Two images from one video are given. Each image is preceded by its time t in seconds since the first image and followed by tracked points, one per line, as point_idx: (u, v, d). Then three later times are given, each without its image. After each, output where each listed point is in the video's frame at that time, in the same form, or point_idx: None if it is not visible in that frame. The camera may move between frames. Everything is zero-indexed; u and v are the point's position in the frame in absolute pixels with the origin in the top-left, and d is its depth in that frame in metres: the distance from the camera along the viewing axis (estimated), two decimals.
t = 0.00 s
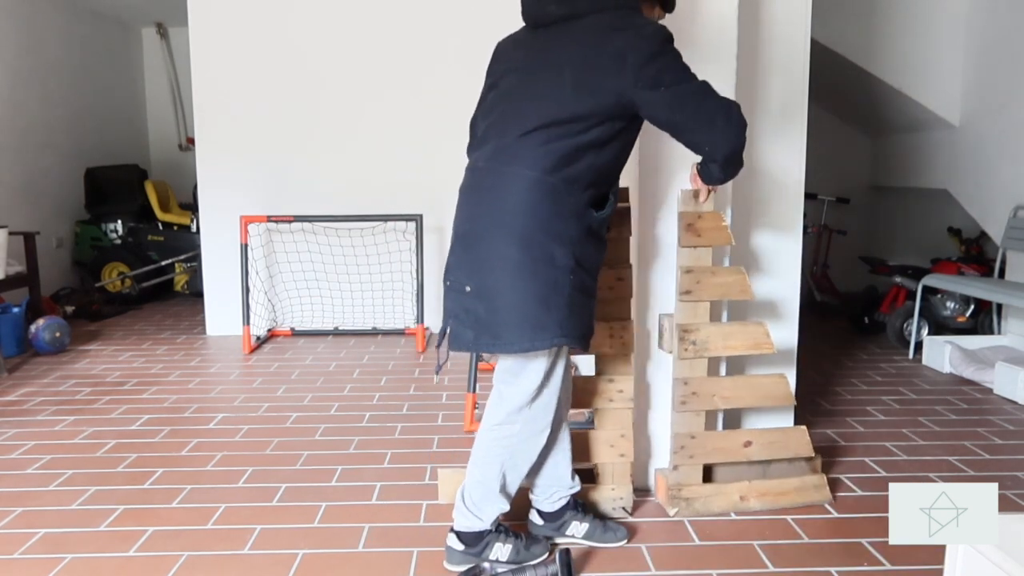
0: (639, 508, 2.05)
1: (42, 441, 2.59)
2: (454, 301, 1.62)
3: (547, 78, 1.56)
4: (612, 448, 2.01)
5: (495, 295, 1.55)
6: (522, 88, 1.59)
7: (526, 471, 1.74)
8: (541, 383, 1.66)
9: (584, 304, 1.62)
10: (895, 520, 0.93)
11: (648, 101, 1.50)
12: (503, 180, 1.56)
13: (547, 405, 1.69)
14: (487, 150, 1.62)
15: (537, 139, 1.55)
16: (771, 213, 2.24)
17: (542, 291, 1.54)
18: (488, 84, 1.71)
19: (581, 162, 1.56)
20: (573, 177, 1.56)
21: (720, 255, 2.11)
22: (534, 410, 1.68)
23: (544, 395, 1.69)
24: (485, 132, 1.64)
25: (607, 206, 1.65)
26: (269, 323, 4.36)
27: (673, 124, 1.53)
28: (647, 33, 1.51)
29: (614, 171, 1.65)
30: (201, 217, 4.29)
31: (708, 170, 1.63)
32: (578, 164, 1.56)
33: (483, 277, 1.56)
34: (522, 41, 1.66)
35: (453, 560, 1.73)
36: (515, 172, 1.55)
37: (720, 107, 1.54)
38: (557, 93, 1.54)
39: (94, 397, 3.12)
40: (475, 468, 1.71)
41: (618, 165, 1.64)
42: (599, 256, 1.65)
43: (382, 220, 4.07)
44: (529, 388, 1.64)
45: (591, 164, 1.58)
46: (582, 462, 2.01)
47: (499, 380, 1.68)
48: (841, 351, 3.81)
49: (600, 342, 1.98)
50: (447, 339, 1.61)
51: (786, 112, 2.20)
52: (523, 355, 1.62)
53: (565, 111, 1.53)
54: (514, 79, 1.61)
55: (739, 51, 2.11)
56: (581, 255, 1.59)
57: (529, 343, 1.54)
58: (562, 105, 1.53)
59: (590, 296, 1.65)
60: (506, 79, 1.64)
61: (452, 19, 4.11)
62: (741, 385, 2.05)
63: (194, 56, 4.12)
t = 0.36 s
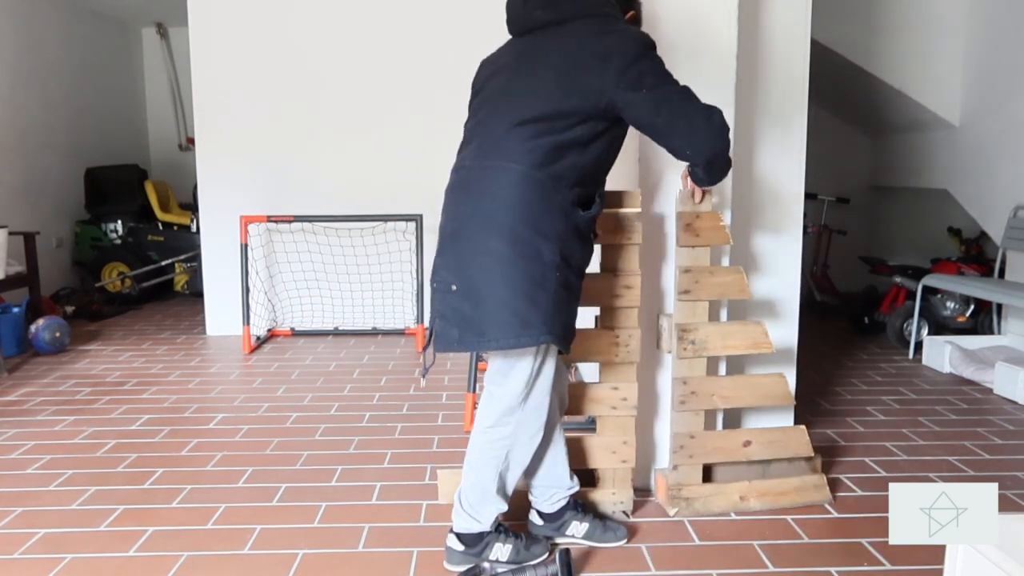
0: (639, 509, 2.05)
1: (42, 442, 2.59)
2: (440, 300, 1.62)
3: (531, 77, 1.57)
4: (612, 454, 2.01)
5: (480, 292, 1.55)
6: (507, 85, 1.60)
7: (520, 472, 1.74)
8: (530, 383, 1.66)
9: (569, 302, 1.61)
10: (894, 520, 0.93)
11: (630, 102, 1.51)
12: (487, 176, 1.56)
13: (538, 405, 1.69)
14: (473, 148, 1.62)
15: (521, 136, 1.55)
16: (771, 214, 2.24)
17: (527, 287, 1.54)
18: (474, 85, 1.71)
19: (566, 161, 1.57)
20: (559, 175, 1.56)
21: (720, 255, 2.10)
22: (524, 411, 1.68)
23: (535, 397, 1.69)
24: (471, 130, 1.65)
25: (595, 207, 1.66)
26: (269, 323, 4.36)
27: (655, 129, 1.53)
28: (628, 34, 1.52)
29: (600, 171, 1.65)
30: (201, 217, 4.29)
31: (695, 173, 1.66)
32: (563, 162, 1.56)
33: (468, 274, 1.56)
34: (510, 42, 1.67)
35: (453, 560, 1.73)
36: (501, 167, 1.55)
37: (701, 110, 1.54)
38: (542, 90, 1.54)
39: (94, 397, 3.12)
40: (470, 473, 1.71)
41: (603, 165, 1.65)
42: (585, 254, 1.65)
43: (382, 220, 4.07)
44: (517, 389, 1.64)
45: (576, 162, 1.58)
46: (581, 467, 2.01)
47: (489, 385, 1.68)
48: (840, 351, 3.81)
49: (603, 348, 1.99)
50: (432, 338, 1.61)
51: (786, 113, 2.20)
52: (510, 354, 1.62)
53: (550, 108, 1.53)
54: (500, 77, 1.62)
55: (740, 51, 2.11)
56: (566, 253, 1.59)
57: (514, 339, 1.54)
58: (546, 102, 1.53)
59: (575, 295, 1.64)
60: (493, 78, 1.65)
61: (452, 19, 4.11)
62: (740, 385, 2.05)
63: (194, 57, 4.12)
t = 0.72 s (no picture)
0: (639, 508, 2.05)
1: (42, 442, 2.59)
2: (446, 303, 1.59)
3: (521, 77, 1.59)
4: (610, 446, 2.01)
5: (489, 293, 1.54)
6: (498, 87, 1.61)
7: (519, 471, 1.74)
8: (528, 385, 1.66)
9: (575, 297, 1.62)
10: (895, 520, 0.93)
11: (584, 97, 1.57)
12: (488, 177, 1.56)
13: (536, 407, 1.69)
14: (467, 151, 1.62)
15: (520, 135, 1.55)
16: (770, 214, 2.24)
17: (538, 286, 1.54)
18: (457, 92, 1.72)
19: (564, 158, 1.58)
20: (559, 173, 1.58)
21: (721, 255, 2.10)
22: (522, 413, 1.68)
23: (533, 399, 1.69)
24: (463, 134, 1.64)
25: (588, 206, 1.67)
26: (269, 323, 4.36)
27: (593, 120, 1.59)
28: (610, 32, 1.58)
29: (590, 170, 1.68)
30: (201, 218, 4.29)
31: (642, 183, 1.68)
32: (562, 159, 1.58)
33: (475, 275, 1.55)
34: (490, 45, 1.71)
35: (453, 560, 1.73)
36: (502, 167, 1.55)
37: (632, 113, 1.56)
38: (535, 88, 1.56)
39: (94, 397, 3.12)
40: (468, 472, 1.71)
41: (592, 164, 1.67)
42: (586, 252, 1.67)
43: (382, 220, 4.07)
44: (514, 391, 1.64)
45: (573, 159, 1.60)
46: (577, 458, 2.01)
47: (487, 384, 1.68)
48: (841, 351, 3.81)
49: (597, 339, 1.99)
50: (441, 345, 1.58)
51: (784, 113, 2.20)
52: (508, 355, 1.62)
53: (545, 106, 1.55)
54: (489, 80, 1.63)
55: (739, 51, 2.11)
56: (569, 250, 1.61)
57: (528, 338, 1.54)
58: (541, 101, 1.55)
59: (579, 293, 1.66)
60: (479, 82, 1.65)
61: (452, 19, 4.11)
62: (739, 386, 2.05)
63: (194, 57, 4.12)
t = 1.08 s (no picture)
0: (639, 508, 2.05)
1: (42, 441, 2.59)
2: (451, 305, 1.59)
3: (524, 76, 1.59)
4: (611, 451, 2.01)
5: (495, 294, 1.54)
6: (501, 86, 1.61)
7: (520, 472, 1.74)
8: (528, 388, 1.66)
9: (577, 298, 1.62)
10: (894, 520, 0.93)
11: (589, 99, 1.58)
12: (494, 177, 1.56)
13: (536, 409, 1.69)
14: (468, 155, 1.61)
15: (525, 134, 1.55)
16: (770, 214, 2.24)
17: (545, 286, 1.54)
18: (457, 92, 1.71)
19: (567, 158, 1.59)
20: (564, 171, 1.58)
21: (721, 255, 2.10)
22: (523, 416, 1.68)
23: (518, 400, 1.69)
24: (465, 134, 1.64)
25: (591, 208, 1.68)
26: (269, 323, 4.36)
27: (596, 120, 1.60)
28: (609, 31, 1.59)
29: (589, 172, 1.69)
30: (201, 218, 4.29)
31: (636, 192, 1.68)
32: (566, 159, 1.58)
33: (482, 277, 1.55)
34: (490, 44, 1.71)
35: (454, 560, 1.73)
36: (507, 166, 1.55)
37: (635, 117, 1.56)
38: (540, 88, 1.57)
39: (93, 397, 3.12)
40: (468, 471, 1.71)
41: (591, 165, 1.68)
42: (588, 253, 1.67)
43: (382, 220, 4.07)
44: (515, 394, 1.65)
45: (575, 159, 1.61)
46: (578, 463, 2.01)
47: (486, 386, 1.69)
48: (841, 351, 3.81)
49: (602, 345, 1.99)
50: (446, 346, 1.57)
51: (785, 114, 2.20)
52: (509, 357, 1.62)
53: (549, 106, 1.56)
54: (489, 80, 1.63)
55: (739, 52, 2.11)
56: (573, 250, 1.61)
57: (537, 338, 1.53)
58: (545, 101, 1.56)
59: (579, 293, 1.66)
60: (479, 83, 1.65)
61: (452, 19, 4.11)
62: (739, 386, 2.05)
63: (194, 57, 4.12)
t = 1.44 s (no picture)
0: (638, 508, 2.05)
1: (43, 441, 2.59)
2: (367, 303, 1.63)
3: (461, 81, 1.58)
4: (611, 452, 2.01)
5: (399, 295, 1.55)
6: (439, 89, 1.61)
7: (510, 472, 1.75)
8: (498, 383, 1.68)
9: (498, 309, 1.59)
10: (894, 520, 0.93)
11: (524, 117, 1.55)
12: (411, 180, 1.57)
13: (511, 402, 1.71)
14: (400, 152, 1.63)
15: (444, 139, 1.55)
16: (769, 214, 2.24)
17: (445, 294, 1.53)
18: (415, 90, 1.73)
19: (489, 166, 1.57)
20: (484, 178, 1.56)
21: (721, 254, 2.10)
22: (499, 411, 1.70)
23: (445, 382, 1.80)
24: (403, 133, 1.66)
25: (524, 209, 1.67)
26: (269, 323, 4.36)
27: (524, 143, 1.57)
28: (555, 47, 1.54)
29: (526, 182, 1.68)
30: (201, 218, 4.29)
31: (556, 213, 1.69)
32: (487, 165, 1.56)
33: (389, 280, 1.57)
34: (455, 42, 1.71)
35: (454, 561, 1.74)
36: (424, 171, 1.56)
37: (557, 152, 1.54)
38: (471, 95, 1.56)
39: (93, 397, 3.12)
40: (459, 484, 1.71)
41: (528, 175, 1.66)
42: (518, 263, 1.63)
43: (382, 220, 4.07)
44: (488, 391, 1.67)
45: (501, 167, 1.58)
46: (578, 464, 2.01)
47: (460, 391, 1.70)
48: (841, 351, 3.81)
49: (603, 345, 1.99)
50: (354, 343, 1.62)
51: (785, 114, 2.20)
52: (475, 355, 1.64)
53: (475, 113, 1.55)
54: (432, 81, 1.64)
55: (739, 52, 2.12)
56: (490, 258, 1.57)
57: (431, 347, 1.53)
58: (471, 109, 1.55)
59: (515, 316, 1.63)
60: (423, 82, 1.66)
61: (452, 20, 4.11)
62: (739, 386, 2.05)
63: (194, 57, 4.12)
